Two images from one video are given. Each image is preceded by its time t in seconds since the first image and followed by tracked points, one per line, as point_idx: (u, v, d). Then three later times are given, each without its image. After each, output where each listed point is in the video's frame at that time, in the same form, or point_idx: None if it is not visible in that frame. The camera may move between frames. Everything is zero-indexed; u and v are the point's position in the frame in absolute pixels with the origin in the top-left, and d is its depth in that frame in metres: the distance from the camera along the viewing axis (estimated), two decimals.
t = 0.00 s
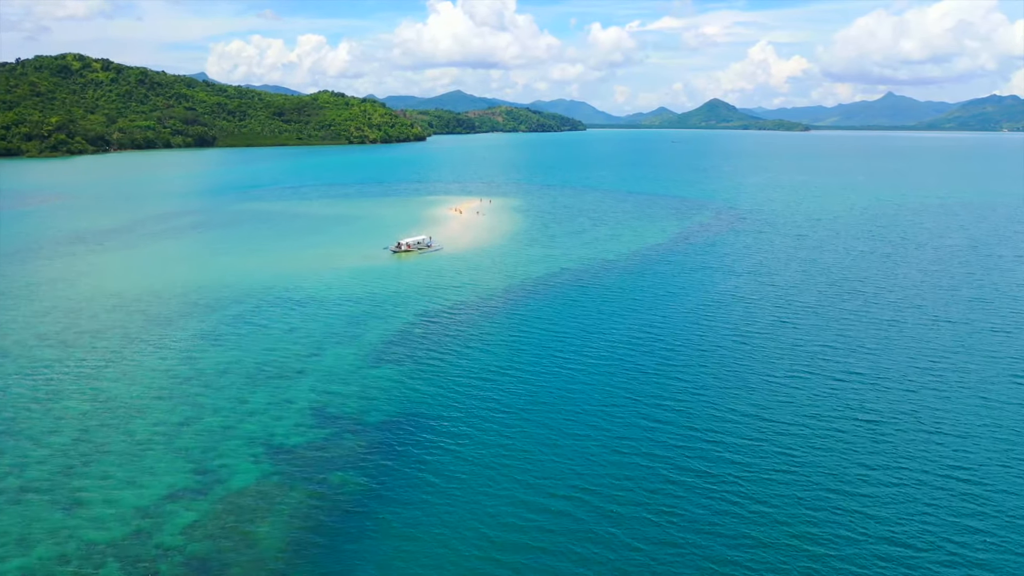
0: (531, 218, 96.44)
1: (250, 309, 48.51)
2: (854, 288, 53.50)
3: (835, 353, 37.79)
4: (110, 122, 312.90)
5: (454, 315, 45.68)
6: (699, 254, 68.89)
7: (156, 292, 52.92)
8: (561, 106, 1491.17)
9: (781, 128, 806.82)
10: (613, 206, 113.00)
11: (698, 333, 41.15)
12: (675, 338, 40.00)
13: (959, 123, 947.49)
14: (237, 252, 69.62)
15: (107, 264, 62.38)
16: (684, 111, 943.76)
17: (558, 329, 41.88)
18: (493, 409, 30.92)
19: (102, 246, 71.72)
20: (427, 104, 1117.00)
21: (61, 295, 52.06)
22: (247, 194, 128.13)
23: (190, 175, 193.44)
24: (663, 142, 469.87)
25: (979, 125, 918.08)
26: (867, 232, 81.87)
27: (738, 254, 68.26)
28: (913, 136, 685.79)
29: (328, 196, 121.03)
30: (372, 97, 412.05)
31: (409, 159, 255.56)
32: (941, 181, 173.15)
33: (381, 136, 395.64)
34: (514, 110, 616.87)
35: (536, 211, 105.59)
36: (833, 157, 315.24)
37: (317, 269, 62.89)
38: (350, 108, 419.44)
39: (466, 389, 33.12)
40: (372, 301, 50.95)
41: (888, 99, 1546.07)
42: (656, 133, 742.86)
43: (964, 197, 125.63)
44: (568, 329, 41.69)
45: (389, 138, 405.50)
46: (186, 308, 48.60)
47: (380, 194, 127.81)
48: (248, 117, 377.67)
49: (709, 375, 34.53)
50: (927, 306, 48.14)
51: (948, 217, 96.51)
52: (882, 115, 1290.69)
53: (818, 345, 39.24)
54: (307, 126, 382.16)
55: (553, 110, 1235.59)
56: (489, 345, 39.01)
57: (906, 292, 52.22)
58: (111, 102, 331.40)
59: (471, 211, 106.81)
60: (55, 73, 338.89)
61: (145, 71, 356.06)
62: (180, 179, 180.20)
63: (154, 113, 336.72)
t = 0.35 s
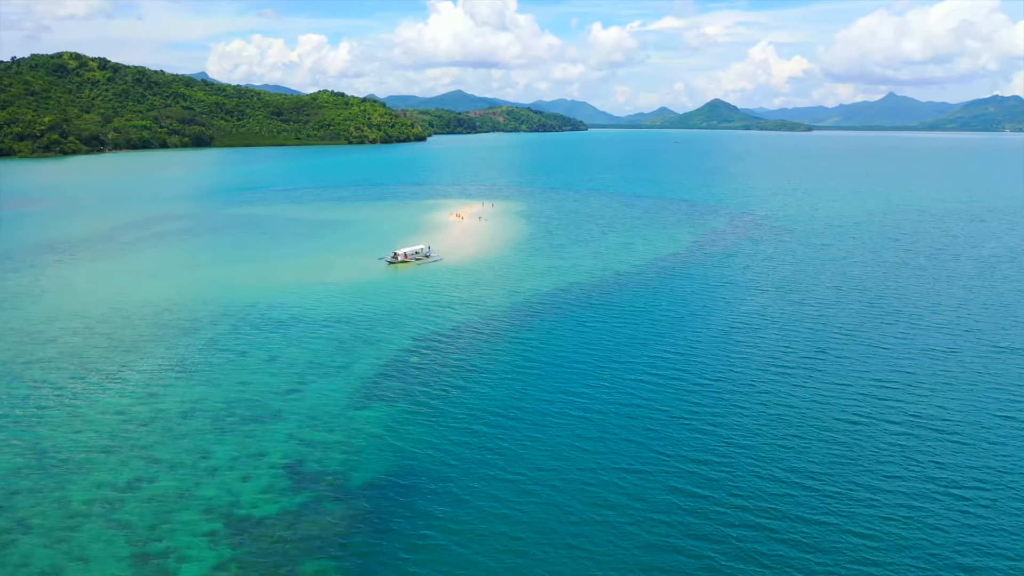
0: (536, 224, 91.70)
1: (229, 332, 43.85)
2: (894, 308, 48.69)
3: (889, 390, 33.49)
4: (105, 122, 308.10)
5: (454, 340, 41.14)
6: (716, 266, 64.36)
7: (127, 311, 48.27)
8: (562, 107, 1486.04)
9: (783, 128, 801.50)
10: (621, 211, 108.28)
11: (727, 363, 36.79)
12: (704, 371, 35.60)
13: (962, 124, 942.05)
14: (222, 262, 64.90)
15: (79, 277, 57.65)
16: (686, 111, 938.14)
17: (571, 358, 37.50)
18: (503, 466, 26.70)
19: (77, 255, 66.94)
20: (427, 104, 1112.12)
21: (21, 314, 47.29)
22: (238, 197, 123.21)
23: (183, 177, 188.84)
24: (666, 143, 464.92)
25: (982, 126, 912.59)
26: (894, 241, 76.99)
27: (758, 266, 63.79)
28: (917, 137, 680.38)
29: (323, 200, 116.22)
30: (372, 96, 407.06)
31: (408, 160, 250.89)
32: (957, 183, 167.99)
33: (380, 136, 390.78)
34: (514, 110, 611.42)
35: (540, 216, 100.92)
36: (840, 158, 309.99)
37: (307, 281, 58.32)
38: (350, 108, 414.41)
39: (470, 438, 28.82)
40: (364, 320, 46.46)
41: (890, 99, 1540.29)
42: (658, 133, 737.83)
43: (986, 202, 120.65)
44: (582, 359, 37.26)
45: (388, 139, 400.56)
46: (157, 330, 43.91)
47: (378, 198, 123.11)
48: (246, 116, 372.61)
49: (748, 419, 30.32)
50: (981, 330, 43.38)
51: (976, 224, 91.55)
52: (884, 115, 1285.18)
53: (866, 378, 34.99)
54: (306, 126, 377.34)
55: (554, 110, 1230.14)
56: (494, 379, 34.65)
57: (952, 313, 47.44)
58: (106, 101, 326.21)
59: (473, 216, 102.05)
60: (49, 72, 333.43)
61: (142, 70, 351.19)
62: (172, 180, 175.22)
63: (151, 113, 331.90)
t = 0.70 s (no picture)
0: (542, 232, 86.26)
1: (198, 366, 38.74)
2: (949, 337, 43.28)
3: (974, 450, 28.29)
4: (100, 122, 303.05)
5: (455, 378, 36.02)
6: (739, 282, 59.15)
7: (84, 338, 42.96)
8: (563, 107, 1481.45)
9: (787, 128, 795.17)
10: (630, 217, 102.87)
11: (773, 412, 31.64)
12: (747, 422, 30.52)
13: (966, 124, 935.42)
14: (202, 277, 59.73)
15: (42, 296, 52.60)
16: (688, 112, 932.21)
17: (590, 406, 32.30)
18: (519, 571, 21.31)
19: (45, 270, 61.84)
20: (428, 104, 1107.88)
21: None
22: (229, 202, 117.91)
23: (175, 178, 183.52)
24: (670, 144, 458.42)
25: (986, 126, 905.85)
26: (929, 254, 71.40)
27: (785, 282, 58.60)
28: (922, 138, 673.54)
29: (317, 205, 110.85)
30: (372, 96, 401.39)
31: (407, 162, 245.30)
32: (977, 187, 161.90)
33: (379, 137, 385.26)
34: (516, 110, 605.42)
35: (546, 223, 95.44)
36: (849, 159, 303.76)
37: (290, 300, 52.90)
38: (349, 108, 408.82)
39: (473, 525, 23.55)
40: (353, 349, 41.33)
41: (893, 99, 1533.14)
42: (661, 133, 731.83)
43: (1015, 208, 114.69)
44: (604, 407, 32.08)
45: (388, 139, 394.87)
46: (115, 364, 38.71)
47: (375, 202, 117.69)
48: (243, 116, 367.20)
49: (813, 493, 25.18)
50: None
51: (1011, 233, 85.81)
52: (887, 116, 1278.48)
53: (943, 432, 29.73)
54: (305, 126, 371.97)
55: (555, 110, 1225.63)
56: (502, 436, 29.40)
57: (1016, 344, 42.01)
58: (101, 100, 320.78)
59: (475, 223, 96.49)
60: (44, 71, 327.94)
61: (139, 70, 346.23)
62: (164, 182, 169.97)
63: (147, 113, 326.79)
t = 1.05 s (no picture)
0: (549, 243, 80.16)
1: (151, 416, 32.87)
2: None
3: None
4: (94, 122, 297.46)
5: (455, 434, 30.37)
6: (771, 304, 53.13)
7: (25, 379, 37.19)
8: (564, 108, 1475.73)
9: (789, 129, 788.90)
10: (641, 225, 96.78)
11: (841, 488, 26.00)
12: (811, 502, 25.11)
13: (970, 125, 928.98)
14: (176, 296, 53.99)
15: None
16: (690, 112, 925.51)
17: (618, 479, 26.67)
18: None
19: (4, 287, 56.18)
20: (429, 104, 1101.59)
21: None
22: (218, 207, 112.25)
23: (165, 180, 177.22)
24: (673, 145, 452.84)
25: (990, 127, 899.61)
26: (972, 269, 65.56)
27: (822, 303, 52.62)
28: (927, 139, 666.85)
29: (309, 212, 104.77)
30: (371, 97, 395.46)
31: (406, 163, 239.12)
32: (999, 192, 155.77)
33: (378, 137, 379.12)
34: (517, 110, 599.07)
35: (552, 232, 89.36)
36: (858, 161, 297.61)
37: (269, 327, 47.00)
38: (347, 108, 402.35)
39: None
40: (336, 393, 35.48)
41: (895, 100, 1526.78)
42: (663, 134, 725.91)
43: None
44: (634, 479, 26.66)
45: (387, 140, 388.65)
46: (51, 415, 32.79)
47: (371, 209, 111.57)
48: (240, 116, 361.03)
49: None
50: None
51: None
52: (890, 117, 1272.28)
53: None
54: (303, 127, 366.25)
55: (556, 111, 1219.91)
56: (511, 525, 23.84)
57: None
58: (94, 100, 314.61)
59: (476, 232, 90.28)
60: (36, 69, 321.54)
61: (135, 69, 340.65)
62: (153, 185, 163.89)
63: (142, 113, 321.18)
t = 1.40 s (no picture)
0: (556, 255, 73.99)
1: (78, 489, 26.97)
2: None
3: None
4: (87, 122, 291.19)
5: (452, 524, 24.46)
6: (813, 331, 46.91)
7: None
8: (564, 108, 1470.55)
9: (792, 130, 782.70)
10: (653, 234, 90.78)
11: None
12: None
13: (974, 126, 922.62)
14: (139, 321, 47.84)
15: None
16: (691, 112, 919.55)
17: None
18: None
19: None
20: (429, 104, 1095.99)
21: None
22: (204, 213, 106.10)
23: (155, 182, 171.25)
24: (676, 146, 446.64)
25: (994, 128, 893.40)
26: None
27: (870, 333, 46.37)
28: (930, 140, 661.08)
29: (300, 219, 98.64)
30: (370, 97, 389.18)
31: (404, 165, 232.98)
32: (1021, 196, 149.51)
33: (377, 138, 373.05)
34: (517, 111, 592.92)
35: (559, 241, 83.22)
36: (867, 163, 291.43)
37: (239, 362, 40.67)
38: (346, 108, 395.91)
39: None
40: (307, 458, 29.38)
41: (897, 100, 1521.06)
42: (664, 135, 719.56)
43: None
44: None
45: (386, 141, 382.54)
46: None
47: (365, 216, 105.41)
48: (236, 116, 354.56)
49: None
50: None
51: None
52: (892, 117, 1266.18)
53: None
54: (301, 128, 360.13)
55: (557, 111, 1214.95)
56: None
57: None
58: (87, 99, 307.95)
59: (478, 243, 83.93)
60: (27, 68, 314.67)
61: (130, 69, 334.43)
62: (141, 187, 157.60)
63: (137, 113, 314.93)
